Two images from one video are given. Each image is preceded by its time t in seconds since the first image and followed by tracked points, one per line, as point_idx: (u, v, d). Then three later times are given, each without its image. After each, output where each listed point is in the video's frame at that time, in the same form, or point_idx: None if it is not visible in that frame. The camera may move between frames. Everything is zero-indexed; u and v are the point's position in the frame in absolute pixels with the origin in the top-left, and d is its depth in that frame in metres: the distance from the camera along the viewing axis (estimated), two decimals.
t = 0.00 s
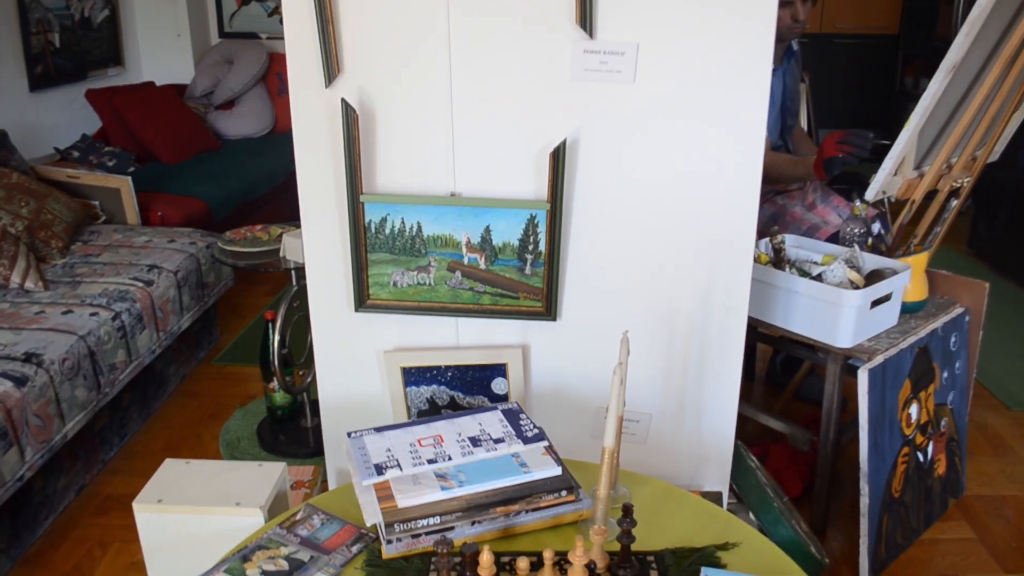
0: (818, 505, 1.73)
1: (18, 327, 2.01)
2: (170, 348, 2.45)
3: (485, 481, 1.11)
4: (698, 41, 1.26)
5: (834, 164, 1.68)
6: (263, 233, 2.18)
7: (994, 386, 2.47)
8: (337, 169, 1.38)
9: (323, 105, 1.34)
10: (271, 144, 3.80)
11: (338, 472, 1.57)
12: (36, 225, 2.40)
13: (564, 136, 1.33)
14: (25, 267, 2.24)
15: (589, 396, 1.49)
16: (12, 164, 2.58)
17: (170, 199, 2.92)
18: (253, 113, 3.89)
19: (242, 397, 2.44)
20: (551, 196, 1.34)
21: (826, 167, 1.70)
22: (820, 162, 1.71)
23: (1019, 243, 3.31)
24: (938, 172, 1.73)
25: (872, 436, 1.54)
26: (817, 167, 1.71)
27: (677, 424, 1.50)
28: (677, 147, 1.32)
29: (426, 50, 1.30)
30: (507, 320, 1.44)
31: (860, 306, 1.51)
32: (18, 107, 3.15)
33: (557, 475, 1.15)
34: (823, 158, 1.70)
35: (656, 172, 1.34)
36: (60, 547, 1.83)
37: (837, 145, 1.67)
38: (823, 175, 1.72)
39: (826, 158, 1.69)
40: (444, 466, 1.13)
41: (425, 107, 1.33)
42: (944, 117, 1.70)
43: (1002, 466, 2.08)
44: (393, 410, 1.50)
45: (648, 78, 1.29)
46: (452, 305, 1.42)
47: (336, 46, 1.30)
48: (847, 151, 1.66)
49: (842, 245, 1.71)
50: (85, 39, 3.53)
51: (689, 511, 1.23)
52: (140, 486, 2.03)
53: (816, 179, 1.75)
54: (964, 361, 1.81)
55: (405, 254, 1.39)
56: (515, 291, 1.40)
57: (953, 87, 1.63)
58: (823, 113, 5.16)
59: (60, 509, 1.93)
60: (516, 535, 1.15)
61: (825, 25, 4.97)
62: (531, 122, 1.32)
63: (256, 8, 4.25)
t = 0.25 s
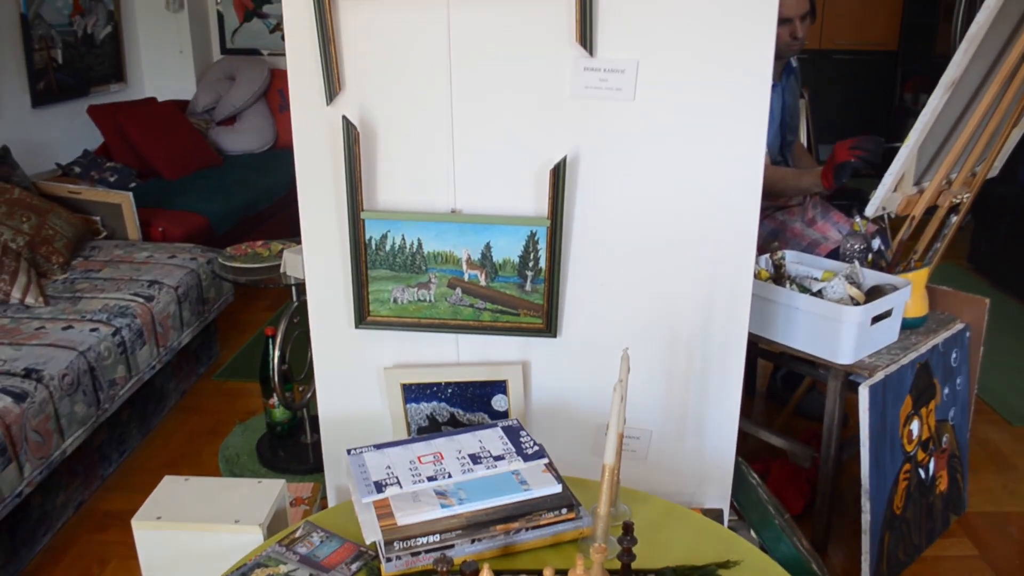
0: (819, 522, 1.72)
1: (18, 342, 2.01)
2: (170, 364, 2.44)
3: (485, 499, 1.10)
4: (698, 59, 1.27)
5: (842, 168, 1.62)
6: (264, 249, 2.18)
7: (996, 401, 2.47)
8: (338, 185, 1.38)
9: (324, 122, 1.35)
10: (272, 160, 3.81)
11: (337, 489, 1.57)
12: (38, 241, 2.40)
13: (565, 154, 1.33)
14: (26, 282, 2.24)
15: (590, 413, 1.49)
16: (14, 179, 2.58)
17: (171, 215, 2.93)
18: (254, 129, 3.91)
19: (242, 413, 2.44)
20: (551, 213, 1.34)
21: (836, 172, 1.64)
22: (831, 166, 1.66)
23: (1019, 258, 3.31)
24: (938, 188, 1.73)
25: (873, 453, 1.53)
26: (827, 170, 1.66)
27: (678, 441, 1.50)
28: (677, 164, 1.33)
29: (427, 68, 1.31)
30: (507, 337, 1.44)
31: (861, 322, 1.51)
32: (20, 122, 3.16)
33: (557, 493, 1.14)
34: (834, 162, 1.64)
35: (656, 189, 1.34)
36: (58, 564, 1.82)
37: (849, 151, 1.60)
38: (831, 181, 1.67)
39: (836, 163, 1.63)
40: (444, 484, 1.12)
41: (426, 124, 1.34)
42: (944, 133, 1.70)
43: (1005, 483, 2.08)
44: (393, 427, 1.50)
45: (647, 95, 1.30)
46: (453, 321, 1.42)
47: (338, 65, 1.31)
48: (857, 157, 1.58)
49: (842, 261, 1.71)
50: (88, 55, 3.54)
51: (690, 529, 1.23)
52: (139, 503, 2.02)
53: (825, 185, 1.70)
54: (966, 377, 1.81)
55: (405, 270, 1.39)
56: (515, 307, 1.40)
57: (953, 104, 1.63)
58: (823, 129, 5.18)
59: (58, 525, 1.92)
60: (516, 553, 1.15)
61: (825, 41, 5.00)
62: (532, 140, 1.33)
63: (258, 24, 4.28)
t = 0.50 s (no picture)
0: (819, 533, 1.72)
1: (17, 353, 2.01)
2: (169, 375, 2.44)
3: (485, 510, 1.10)
4: (697, 70, 1.28)
5: (847, 186, 1.65)
6: (264, 260, 2.18)
7: (996, 412, 2.47)
8: (338, 197, 1.38)
9: (324, 134, 1.35)
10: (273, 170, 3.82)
11: (337, 500, 1.57)
12: (38, 251, 2.40)
13: (565, 165, 1.33)
14: (26, 293, 2.25)
15: (589, 424, 1.48)
16: (14, 190, 2.59)
17: (172, 226, 2.93)
18: (255, 140, 3.91)
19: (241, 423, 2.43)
20: (550, 224, 1.34)
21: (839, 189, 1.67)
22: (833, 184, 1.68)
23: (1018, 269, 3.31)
24: (937, 199, 1.74)
25: (873, 464, 1.53)
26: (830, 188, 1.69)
27: (677, 452, 1.50)
28: (676, 175, 1.33)
29: (428, 80, 1.31)
30: (507, 348, 1.44)
31: (860, 333, 1.51)
32: (20, 133, 3.17)
33: (557, 504, 1.14)
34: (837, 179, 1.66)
35: (656, 200, 1.35)
36: None
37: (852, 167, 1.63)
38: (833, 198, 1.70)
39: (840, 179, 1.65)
40: (443, 495, 1.12)
41: (426, 135, 1.34)
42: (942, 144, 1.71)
43: (1005, 493, 2.07)
44: (393, 439, 1.49)
45: (647, 107, 1.30)
46: (452, 332, 1.42)
47: (338, 76, 1.31)
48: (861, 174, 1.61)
49: (842, 272, 1.71)
50: (88, 66, 3.55)
51: (691, 541, 1.22)
52: (138, 514, 2.01)
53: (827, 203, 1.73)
54: (965, 388, 1.81)
55: (405, 281, 1.39)
56: (515, 318, 1.40)
57: (951, 115, 1.64)
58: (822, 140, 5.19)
59: (56, 536, 1.91)
60: (516, 564, 1.14)
61: (824, 52, 5.02)
62: (531, 151, 1.33)
63: (259, 35, 4.32)
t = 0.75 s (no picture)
0: (820, 547, 1.71)
1: (15, 367, 2.00)
2: (167, 390, 2.43)
3: (484, 525, 1.09)
4: (696, 84, 1.28)
5: (846, 200, 1.68)
6: (263, 274, 2.18)
7: (996, 424, 2.47)
8: (337, 211, 1.38)
9: (323, 148, 1.35)
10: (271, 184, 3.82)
11: (335, 516, 1.55)
12: (36, 265, 2.40)
13: (564, 179, 1.34)
14: (24, 307, 2.24)
15: (588, 438, 1.48)
16: (13, 204, 2.59)
17: (171, 239, 2.93)
18: (253, 153, 3.91)
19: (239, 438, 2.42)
20: (549, 238, 1.34)
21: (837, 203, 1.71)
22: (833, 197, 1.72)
23: (1016, 281, 3.32)
24: (934, 212, 1.74)
25: (873, 477, 1.53)
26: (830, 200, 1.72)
27: (677, 466, 1.49)
28: (674, 189, 1.33)
29: (426, 95, 1.32)
30: (506, 362, 1.44)
31: (859, 347, 1.51)
32: (19, 146, 3.17)
33: (556, 519, 1.13)
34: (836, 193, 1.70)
35: (654, 214, 1.35)
36: None
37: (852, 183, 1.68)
38: (832, 211, 1.73)
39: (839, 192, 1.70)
40: (443, 510, 1.12)
41: (425, 150, 1.34)
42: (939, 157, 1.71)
43: (1006, 506, 2.07)
44: (391, 454, 1.49)
45: (645, 122, 1.30)
46: (452, 347, 1.42)
47: (337, 92, 1.32)
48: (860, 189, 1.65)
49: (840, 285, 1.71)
50: (88, 80, 3.56)
51: (691, 557, 1.22)
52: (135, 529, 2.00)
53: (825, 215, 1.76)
54: (965, 401, 1.81)
55: (404, 295, 1.39)
56: (514, 333, 1.40)
57: (948, 129, 1.64)
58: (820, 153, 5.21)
59: (53, 552, 1.90)
60: None
61: (821, 66, 5.05)
62: (530, 165, 1.33)
63: (258, 49, 4.33)
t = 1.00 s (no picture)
0: (821, 558, 1.71)
1: (14, 381, 2.00)
2: (166, 402, 2.43)
3: (484, 538, 1.09)
4: (694, 95, 1.28)
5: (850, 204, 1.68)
6: (262, 286, 2.18)
7: (996, 433, 2.47)
8: (336, 223, 1.38)
9: (322, 161, 1.35)
10: (270, 196, 3.83)
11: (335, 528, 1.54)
12: (35, 278, 2.40)
13: (562, 191, 1.34)
14: (23, 320, 2.24)
15: (589, 450, 1.48)
16: (12, 217, 2.59)
17: (170, 252, 2.93)
18: (252, 165, 3.92)
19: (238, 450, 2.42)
20: (548, 249, 1.34)
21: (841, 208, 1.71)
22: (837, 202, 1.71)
23: (1014, 289, 3.32)
24: (933, 221, 1.75)
25: (874, 487, 1.52)
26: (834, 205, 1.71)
27: (678, 477, 1.49)
28: (673, 200, 1.34)
29: (425, 107, 1.32)
30: (506, 373, 1.43)
31: (859, 356, 1.51)
32: (18, 159, 3.18)
33: (557, 531, 1.12)
34: (840, 198, 1.70)
35: (653, 225, 1.35)
36: None
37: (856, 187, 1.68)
38: (837, 216, 1.73)
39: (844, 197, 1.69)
40: (443, 523, 1.11)
41: (424, 162, 1.34)
42: (937, 166, 1.72)
43: (1007, 515, 2.06)
44: (391, 467, 1.49)
45: (644, 133, 1.31)
46: (451, 358, 1.41)
47: (336, 104, 1.32)
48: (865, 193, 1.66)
49: (839, 294, 1.72)
50: (87, 93, 3.57)
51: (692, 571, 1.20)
52: (134, 542, 1.99)
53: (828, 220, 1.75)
54: (965, 410, 1.81)
55: (403, 307, 1.39)
56: (514, 344, 1.40)
57: (945, 138, 1.65)
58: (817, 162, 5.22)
59: (51, 566, 1.89)
60: None
61: (818, 76, 5.06)
62: (529, 177, 1.34)
63: (256, 61, 4.32)
